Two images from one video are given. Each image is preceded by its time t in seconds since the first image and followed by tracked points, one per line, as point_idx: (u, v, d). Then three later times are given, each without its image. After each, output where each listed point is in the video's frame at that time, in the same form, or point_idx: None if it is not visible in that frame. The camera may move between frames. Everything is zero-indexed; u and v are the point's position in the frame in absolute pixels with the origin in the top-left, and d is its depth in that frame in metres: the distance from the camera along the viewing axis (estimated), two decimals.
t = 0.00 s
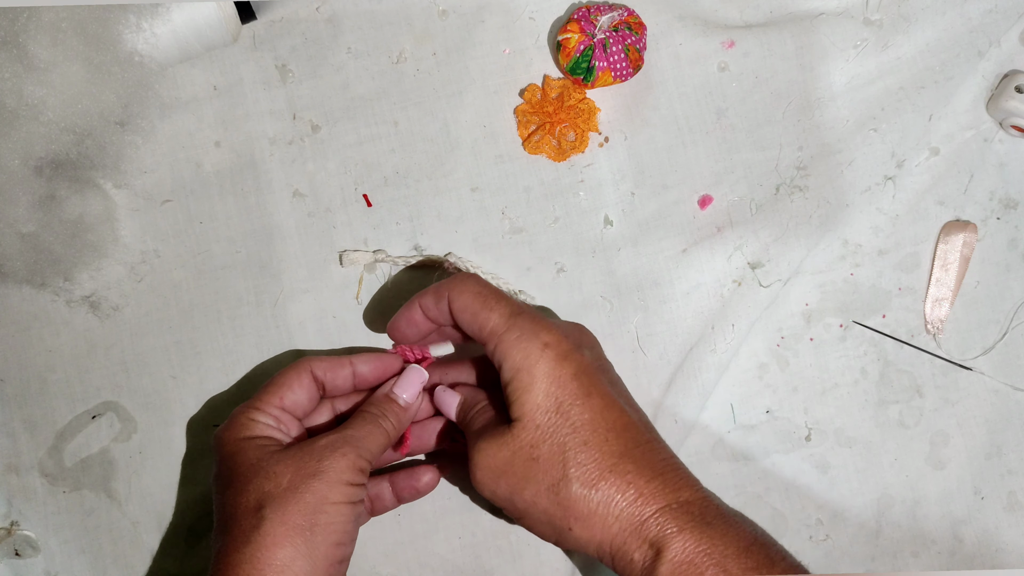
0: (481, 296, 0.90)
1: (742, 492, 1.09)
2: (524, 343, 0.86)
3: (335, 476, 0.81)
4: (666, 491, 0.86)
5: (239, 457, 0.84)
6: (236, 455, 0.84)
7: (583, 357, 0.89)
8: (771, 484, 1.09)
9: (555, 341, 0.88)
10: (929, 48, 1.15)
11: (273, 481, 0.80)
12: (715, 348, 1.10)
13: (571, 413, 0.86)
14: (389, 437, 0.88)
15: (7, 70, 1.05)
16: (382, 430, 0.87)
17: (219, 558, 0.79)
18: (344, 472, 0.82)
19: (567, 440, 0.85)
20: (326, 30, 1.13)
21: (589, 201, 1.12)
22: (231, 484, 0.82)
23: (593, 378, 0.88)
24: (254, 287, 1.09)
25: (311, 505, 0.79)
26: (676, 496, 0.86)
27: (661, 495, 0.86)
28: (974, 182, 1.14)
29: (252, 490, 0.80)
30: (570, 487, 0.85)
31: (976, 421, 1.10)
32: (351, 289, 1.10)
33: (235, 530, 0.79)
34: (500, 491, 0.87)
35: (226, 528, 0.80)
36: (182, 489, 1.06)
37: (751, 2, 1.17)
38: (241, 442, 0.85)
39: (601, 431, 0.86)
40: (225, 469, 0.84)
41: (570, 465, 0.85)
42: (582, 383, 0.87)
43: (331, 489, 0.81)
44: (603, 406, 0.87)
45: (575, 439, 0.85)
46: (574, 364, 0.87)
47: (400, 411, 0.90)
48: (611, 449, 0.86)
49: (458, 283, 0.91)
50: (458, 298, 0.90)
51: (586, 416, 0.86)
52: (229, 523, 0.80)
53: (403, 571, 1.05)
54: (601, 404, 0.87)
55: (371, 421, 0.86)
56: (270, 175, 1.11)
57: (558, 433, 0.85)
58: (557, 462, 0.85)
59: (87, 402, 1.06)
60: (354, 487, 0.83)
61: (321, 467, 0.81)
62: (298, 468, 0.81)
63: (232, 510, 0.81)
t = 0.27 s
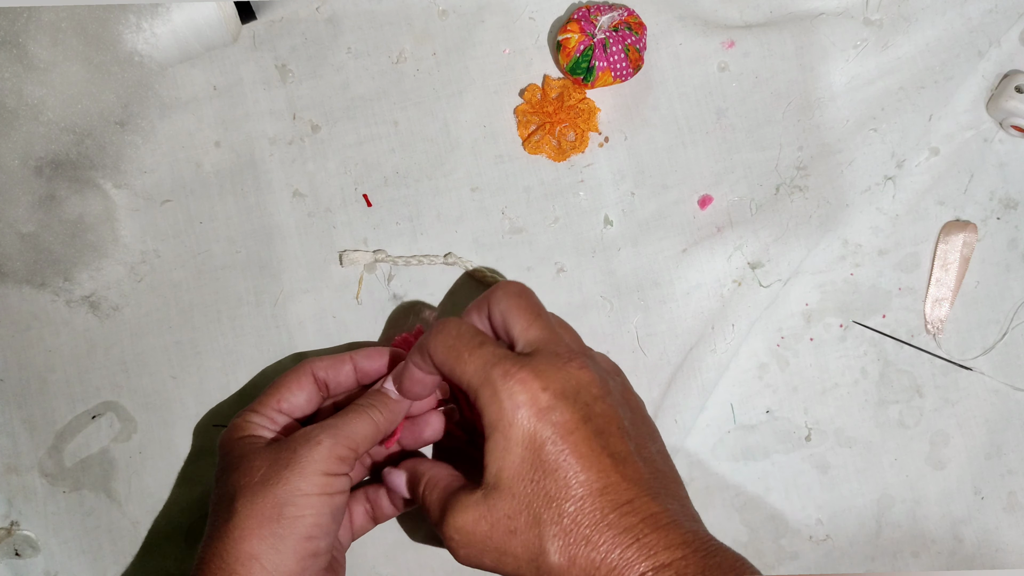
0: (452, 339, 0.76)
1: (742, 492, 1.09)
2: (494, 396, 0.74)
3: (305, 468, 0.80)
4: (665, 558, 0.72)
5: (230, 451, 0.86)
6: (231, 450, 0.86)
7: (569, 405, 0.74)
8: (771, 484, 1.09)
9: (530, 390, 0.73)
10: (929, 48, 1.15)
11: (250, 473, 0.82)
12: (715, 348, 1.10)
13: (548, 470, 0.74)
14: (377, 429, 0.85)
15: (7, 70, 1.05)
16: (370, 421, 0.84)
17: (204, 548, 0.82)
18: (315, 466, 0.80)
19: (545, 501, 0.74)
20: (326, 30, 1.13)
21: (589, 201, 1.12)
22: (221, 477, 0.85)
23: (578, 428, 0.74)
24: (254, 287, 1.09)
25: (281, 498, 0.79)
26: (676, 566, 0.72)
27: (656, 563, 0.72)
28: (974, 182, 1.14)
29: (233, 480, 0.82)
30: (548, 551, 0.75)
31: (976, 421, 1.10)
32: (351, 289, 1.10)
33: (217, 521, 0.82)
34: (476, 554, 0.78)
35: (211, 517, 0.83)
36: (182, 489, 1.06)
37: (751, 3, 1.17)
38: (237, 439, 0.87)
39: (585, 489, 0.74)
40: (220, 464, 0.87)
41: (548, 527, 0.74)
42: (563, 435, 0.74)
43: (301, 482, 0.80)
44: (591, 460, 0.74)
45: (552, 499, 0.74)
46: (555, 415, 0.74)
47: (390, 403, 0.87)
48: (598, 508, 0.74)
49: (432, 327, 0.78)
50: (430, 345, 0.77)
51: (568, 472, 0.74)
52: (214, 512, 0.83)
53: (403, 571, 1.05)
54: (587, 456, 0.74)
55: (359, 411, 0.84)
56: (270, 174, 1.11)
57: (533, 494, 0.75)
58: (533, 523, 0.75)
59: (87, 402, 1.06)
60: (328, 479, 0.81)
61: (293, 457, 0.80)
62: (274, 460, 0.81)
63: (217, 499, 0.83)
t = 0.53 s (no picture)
0: (430, 367, 0.76)
1: (742, 492, 1.09)
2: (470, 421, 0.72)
3: (285, 458, 0.81)
4: None
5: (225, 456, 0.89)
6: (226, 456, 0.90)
7: (547, 429, 0.73)
8: (771, 484, 1.09)
9: (506, 415, 0.72)
10: (929, 48, 1.15)
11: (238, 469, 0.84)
12: (715, 348, 1.10)
13: (524, 494, 0.72)
14: (363, 428, 0.86)
15: (7, 70, 1.05)
16: (355, 419, 0.85)
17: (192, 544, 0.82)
18: (295, 458, 0.81)
19: (520, 525, 0.73)
20: (325, 30, 1.13)
21: (589, 201, 1.12)
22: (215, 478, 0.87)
23: (555, 452, 0.73)
24: (254, 287, 1.09)
25: (262, 490, 0.80)
26: None
27: None
28: (974, 182, 1.14)
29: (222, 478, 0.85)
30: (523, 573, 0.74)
31: (976, 421, 1.10)
32: (351, 289, 1.10)
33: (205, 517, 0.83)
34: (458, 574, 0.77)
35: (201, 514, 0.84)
36: (182, 489, 1.05)
37: (751, 3, 1.17)
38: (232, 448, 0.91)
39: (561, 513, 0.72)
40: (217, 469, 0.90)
41: (523, 549, 0.73)
42: (541, 458, 0.72)
43: (280, 473, 0.80)
44: (568, 484, 0.72)
45: (530, 523, 0.72)
46: (531, 439, 0.72)
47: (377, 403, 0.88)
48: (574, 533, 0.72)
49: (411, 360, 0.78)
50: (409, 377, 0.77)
51: (544, 495, 0.72)
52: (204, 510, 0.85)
53: (402, 571, 1.05)
54: (566, 477, 0.72)
55: (344, 410, 0.86)
56: (270, 174, 1.11)
57: (510, 517, 0.73)
58: (508, 545, 0.74)
59: (87, 402, 1.06)
60: (307, 471, 0.81)
61: (276, 450, 0.82)
62: (261, 455, 0.83)
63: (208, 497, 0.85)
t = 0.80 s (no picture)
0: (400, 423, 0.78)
1: (742, 492, 1.09)
2: (442, 469, 0.74)
3: (271, 449, 0.82)
4: None
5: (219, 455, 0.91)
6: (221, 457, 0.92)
7: (516, 461, 0.74)
8: (771, 484, 1.09)
9: (472, 458, 0.73)
10: (929, 48, 1.15)
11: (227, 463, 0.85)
12: (715, 348, 1.10)
13: (512, 526, 0.74)
14: (352, 426, 0.87)
15: (7, 70, 1.05)
16: (344, 417, 0.87)
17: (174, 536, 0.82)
18: (281, 449, 0.82)
19: (515, 556, 0.75)
20: (325, 30, 1.13)
21: (589, 201, 1.12)
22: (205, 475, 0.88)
23: (530, 480, 0.74)
24: (254, 287, 1.09)
25: (247, 480, 0.81)
26: None
27: None
28: (974, 182, 1.14)
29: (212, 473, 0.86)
30: None
31: (976, 421, 1.10)
32: (351, 289, 1.10)
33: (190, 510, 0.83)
34: None
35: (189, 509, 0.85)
36: (182, 489, 1.06)
37: (751, 2, 1.17)
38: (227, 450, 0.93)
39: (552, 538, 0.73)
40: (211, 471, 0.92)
41: None
42: (521, 489, 0.74)
43: (266, 464, 0.81)
44: (551, 508, 0.74)
45: (523, 552, 0.74)
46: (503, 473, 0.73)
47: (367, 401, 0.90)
48: (568, 553, 0.73)
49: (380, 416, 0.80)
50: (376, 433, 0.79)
51: (531, 523, 0.74)
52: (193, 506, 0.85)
53: (403, 571, 1.05)
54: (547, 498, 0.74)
55: (333, 409, 0.87)
56: (270, 174, 1.11)
57: (502, 549, 0.75)
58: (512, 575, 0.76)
59: (87, 402, 1.06)
60: (293, 462, 0.82)
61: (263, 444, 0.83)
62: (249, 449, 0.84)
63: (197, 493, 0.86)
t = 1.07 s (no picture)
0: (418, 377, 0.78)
1: (742, 492, 1.09)
2: (458, 413, 0.72)
3: (277, 450, 0.82)
4: (648, 551, 0.71)
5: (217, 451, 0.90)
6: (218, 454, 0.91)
7: (533, 411, 0.72)
8: (771, 484, 1.09)
9: (492, 403, 0.71)
10: (929, 48, 1.15)
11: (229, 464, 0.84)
12: (715, 348, 1.10)
13: (521, 478, 0.72)
14: (354, 429, 0.88)
15: (7, 70, 1.05)
16: (346, 421, 0.87)
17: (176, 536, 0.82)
18: (287, 451, 0.82)
19: (520, 509, 0.73)
20: (325, 30, 1.13)
21: (589, 201, 1.12)
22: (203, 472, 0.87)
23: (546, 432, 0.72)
24: (254, 287, 1.09)
25: (251, 482, 0.80)
26: (659, 557, 0.71)
27: (642, 554, 0.71)
28: (974, 182, 1.14)
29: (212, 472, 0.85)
30: (530, 552, 0.75)
31: (976, 421, 1.10)
32: (351, 289, 1.10)
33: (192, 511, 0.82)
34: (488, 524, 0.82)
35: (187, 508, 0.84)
36: (181, 489, 1.05)
37: (751, 3, 1.17)
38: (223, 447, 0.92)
39: (561, 494, 0.72)
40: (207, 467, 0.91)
41: (528, 531, 0.73)
42: (535, 442, 0.72)
43: (271, 466, 0.81)
44: (563, 463, 0.72)
45: (527, 506, 0.73)
46: (520, 423, 0.72)
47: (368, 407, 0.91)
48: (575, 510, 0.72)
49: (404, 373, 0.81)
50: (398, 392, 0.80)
51: (541, 476, 0.72)
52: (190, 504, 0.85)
53: (403, 571, 1.05)
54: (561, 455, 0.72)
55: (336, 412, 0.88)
56: (270, 174, 1.11)
57: (511, 502, 0.73)
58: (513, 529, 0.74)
59: (87, 402, 1.06)
60: (298, 466, 0.82)
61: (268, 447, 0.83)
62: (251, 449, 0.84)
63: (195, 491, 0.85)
